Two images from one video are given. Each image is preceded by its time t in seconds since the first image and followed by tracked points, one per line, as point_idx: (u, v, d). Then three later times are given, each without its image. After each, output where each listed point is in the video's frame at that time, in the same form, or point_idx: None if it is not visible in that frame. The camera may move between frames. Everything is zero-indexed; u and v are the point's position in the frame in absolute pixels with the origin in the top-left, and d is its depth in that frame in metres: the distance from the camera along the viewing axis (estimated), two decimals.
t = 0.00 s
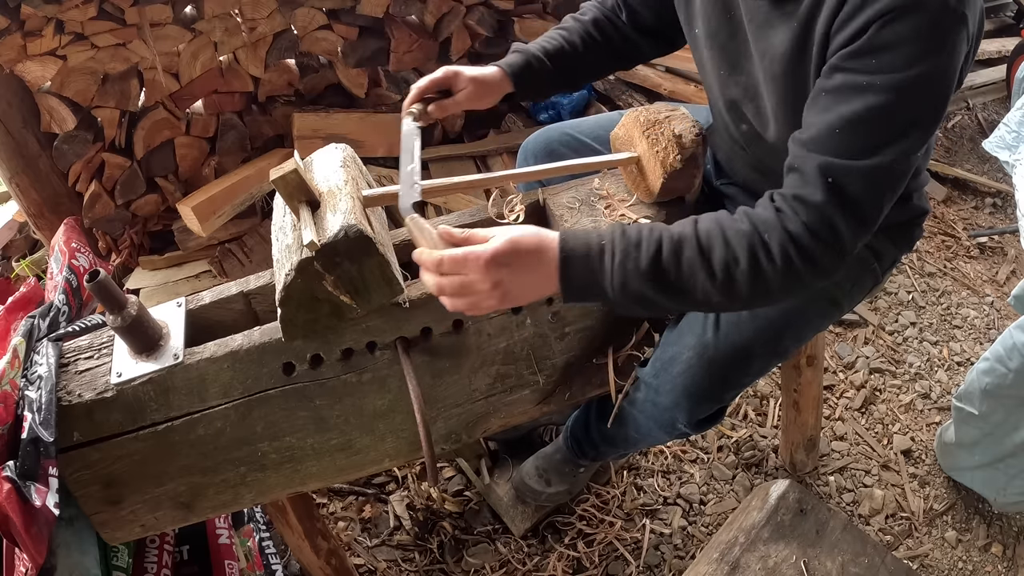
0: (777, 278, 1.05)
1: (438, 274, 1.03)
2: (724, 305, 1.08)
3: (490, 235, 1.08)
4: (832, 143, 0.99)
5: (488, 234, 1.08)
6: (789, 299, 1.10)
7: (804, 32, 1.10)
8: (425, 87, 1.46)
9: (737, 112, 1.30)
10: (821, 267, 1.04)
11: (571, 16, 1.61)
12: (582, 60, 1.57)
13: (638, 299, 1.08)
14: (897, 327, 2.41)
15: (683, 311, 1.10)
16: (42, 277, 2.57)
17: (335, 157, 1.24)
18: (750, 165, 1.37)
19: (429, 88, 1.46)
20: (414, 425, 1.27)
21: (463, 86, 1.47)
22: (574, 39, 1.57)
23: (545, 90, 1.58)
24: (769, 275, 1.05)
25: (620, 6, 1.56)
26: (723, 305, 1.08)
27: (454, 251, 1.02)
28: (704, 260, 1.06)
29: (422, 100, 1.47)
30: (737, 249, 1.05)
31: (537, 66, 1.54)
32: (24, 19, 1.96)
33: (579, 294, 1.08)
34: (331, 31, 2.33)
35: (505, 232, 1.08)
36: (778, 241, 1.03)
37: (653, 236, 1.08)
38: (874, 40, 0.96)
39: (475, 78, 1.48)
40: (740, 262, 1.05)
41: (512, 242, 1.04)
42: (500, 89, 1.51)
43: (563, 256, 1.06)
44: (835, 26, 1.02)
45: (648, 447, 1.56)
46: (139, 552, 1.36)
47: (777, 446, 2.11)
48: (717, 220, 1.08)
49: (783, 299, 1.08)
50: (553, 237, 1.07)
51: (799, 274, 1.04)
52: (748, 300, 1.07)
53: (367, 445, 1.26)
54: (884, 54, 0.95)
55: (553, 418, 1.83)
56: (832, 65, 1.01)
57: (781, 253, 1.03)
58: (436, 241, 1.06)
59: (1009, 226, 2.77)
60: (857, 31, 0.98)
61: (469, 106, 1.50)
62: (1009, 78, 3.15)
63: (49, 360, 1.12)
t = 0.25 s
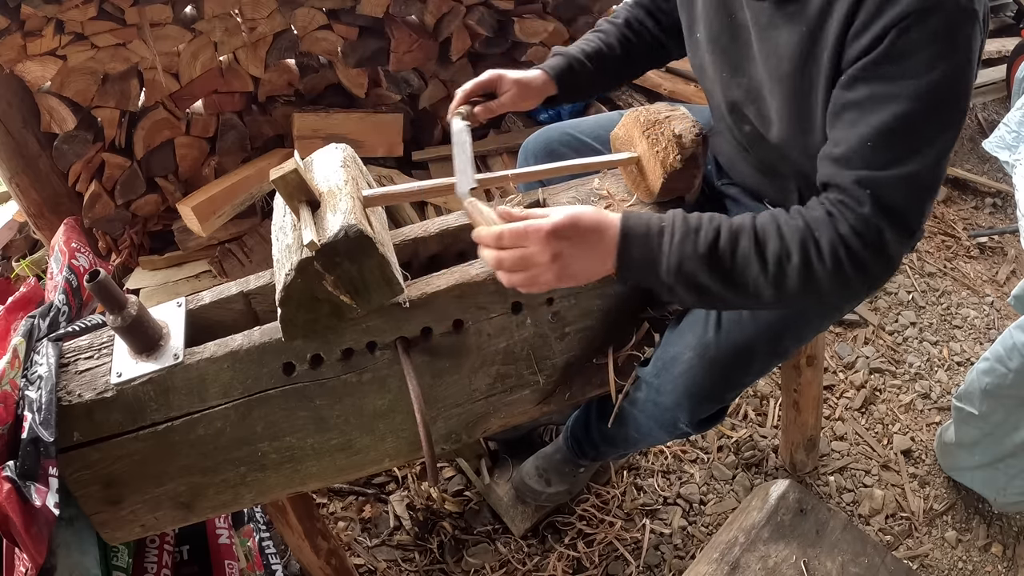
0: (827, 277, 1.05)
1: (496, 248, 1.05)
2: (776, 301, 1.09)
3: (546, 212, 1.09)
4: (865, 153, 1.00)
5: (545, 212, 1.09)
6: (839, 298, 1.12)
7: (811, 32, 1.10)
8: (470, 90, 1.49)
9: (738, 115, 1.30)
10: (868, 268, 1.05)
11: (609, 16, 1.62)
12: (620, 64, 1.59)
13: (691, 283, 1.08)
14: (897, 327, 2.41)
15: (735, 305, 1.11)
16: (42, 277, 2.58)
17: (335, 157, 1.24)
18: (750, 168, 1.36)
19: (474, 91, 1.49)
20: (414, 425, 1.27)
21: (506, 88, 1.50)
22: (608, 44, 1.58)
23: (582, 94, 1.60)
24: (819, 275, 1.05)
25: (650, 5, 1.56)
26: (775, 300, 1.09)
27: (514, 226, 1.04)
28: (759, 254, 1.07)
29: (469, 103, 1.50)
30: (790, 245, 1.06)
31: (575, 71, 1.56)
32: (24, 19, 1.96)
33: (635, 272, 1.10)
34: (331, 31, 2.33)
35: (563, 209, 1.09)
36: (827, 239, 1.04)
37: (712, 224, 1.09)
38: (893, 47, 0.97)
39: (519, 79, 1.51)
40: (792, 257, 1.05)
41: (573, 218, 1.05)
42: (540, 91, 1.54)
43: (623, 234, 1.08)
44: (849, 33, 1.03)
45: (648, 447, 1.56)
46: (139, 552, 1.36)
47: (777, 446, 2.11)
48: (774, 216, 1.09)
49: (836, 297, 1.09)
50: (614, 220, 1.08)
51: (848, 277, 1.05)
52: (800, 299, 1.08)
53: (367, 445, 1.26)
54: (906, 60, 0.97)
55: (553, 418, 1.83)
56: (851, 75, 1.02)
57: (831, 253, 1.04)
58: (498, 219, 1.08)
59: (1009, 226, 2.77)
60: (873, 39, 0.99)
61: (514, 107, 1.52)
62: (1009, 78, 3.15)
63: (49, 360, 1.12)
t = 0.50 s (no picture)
0: (769, 247, 1.02)
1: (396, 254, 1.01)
2: (712, 282, 1.05)
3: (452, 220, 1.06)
4: (829, 113, 0.98)
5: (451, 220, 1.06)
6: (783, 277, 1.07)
7: (811, 21, 1.10)
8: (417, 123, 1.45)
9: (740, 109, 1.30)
10: (815, 237, 1.01)
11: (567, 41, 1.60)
12: (587, 84, 1.57)
13: (616, 282, 1.04)
14: (897, 327, 2.41)
15: (671, 291, 1.07)
16: (42, 277, 2.58)
17: (335, 157, 1.24)
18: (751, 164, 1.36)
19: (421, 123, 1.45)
20: (414, 425, 1.27)
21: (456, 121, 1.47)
22: (570, 68, 1.56)
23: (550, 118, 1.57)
24: (761, 246, 1.02)
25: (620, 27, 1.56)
26: (712, 282, 1.05)
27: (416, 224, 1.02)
28: (689, 232, 1.04)
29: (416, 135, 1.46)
30: (724, 221, 1.03)
31: (534, 98, 1.53)
32: (24, 19, 1.96)
33: (555, 283, 1.05)
34: (331, 31, 2.33)
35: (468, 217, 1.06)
36: (769, 209, 1.01)
37: (631, 215, 1.05)
38: (875, 8, 0.96)
39: (466, 111, 1.47)
40: (728, 231, 1.02)
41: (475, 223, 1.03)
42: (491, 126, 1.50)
43: (536, 245, 1.04)
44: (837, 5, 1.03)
45: (648, 447, 1.56)
46: (139, 552, 1.36)
47: (777, 446, 2.11)
48: (703, 194, 1.06)
49: (777, 275, 1.05)
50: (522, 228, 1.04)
51: (792, 240, 1.01)
52: (738, 275, 1.04)
53: (367, 445, 1.26)
54: (885, 20, 0.95)
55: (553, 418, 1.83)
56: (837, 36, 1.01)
57: (773, 222, 1.01)
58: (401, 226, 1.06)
59: (1009, 226, 2.78)
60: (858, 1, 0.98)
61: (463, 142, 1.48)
62: (1010, 78, 3.15)
63: (49, 360, 1.12)
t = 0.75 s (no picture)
0: (844, 256, 1.01)
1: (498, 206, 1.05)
2: (789, 285, 1.05)
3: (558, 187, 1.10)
4: (873, 132, 0.98)
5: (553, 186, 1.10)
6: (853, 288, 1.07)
7: (803, 24, 1.11)
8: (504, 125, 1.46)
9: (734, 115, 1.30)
10: (884, 249, 1.01)
11: (628, 44, 1.63)
12: (650, 87, 1.58)
13: (703, 257, 1.05)
14: (897, 327, 2.41)
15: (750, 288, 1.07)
16: (42, 277, 2.58)
17: (335, 157, 1.24)
18: (748, 168, 1.36)
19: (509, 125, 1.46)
20: (414, 425, 1.27)
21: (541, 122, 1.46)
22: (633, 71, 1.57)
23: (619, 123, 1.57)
24: (836, 253, 1.02)
25: (664, 24, 1.58)
26: (787, 284, 1.05)
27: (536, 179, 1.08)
28: (774, 229, 1.04)
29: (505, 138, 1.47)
30: (807, 222, 1.02)
31: (611, 100, 1.53)
32: (24, 19, 1.96)
33: (643, 247, 1.06)
34: (331, 31, 2.33)
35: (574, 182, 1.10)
36: (844, 218, 1.00)
37: (727, 198, 1.06)
38: (885, 26, 0.97)
39: (552, 113, 1.47)
40: (808, 232, 1.02)
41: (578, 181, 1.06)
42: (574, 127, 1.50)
43: (632, 212, 1.05)
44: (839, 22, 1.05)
45: (648, 447, 1.56)
46: (139, 552, 1.36)
47: (777, 446, 2.11)
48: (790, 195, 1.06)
49: (845, 286, 1.05)
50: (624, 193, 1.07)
51: (864, 252, 1.01)
52: (813, 282, 1.04)
53: (367, 445, 1.26)
54: (901, 38, 0.96)
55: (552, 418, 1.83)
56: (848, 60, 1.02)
57: (848, 232, 1.00)
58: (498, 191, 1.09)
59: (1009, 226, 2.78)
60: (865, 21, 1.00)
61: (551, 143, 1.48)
62: (1009, 78, 3.15)
63: (49, 360, 1.12)
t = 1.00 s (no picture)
0: (787, 248, 1.00)
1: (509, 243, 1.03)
2: (732, 284, 1.03)
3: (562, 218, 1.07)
4: (836, 111, 0.97)
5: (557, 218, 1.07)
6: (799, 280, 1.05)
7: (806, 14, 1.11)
8: (423, 108, 1.45)
9: (737, 106, 1.30)
10: (833, 237, 0.99)
11: (567, 34, 1.61)
12: (584, 78, 1.58)
13: (641, 284, 1.03)
14: (897, 327, 2.41)
15: (687, 295, 1.05)
16: (42, 277, 2.58)
17: (335, 157, 1.24)
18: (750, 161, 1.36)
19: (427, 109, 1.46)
20: (414, 425, 1.27)
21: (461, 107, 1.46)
22: (570, 61, 1.56)
23: (543, 110, 1.57)
24: (779, 246, 1.00)
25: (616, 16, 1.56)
26: (728, 284, 1.03)
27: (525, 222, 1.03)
28: (709, 233, 1.02)
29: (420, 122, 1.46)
30: (743, 222, 1.01)
31: (534, 87, 1.53)
32: (24, 19, 1.96)
33: (579, 285, 1.04)
34: (331, 31, 2.33)
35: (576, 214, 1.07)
36: (786, 210, 0.99)
37: (654, 218, 1.04)
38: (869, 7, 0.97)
39: (470, 97, 1.47)
40: (747, 232, 1.01)
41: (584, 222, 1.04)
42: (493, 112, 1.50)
43: (562, 249, 1.02)
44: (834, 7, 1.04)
45: (648, 447, 1.56)
46: (139, 552, 1.36)
47: (777, 446, 2.11)
48: (722, 197, 1.04)
49: (795, 276, 1.03)
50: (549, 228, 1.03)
51: (811, 240, 1.00)
52: (758, 277, 1.02)
53: (367, 445, 1.26)
54: (881, 18, 0.96)
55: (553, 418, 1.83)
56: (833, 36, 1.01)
57: (791, 223, 0.99)
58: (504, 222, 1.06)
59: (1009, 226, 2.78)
60: None
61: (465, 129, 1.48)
62: (1009, 79, 3.15)
63: (49, 360, 1.12)
